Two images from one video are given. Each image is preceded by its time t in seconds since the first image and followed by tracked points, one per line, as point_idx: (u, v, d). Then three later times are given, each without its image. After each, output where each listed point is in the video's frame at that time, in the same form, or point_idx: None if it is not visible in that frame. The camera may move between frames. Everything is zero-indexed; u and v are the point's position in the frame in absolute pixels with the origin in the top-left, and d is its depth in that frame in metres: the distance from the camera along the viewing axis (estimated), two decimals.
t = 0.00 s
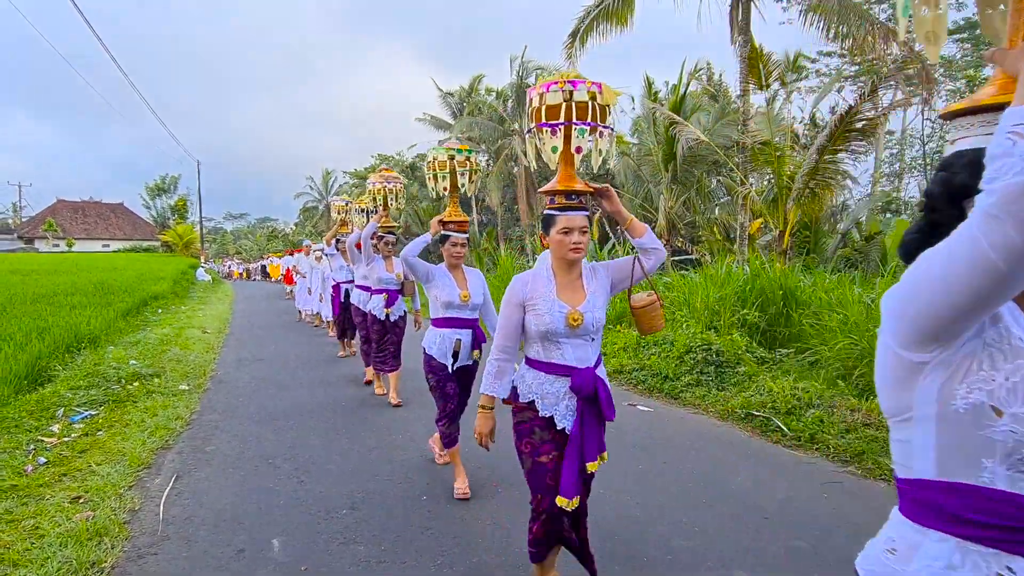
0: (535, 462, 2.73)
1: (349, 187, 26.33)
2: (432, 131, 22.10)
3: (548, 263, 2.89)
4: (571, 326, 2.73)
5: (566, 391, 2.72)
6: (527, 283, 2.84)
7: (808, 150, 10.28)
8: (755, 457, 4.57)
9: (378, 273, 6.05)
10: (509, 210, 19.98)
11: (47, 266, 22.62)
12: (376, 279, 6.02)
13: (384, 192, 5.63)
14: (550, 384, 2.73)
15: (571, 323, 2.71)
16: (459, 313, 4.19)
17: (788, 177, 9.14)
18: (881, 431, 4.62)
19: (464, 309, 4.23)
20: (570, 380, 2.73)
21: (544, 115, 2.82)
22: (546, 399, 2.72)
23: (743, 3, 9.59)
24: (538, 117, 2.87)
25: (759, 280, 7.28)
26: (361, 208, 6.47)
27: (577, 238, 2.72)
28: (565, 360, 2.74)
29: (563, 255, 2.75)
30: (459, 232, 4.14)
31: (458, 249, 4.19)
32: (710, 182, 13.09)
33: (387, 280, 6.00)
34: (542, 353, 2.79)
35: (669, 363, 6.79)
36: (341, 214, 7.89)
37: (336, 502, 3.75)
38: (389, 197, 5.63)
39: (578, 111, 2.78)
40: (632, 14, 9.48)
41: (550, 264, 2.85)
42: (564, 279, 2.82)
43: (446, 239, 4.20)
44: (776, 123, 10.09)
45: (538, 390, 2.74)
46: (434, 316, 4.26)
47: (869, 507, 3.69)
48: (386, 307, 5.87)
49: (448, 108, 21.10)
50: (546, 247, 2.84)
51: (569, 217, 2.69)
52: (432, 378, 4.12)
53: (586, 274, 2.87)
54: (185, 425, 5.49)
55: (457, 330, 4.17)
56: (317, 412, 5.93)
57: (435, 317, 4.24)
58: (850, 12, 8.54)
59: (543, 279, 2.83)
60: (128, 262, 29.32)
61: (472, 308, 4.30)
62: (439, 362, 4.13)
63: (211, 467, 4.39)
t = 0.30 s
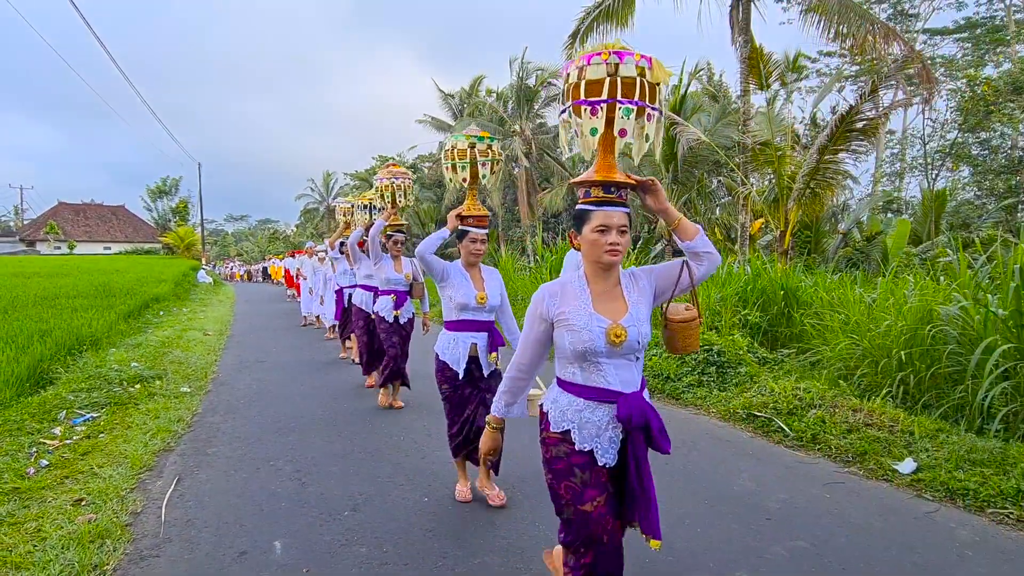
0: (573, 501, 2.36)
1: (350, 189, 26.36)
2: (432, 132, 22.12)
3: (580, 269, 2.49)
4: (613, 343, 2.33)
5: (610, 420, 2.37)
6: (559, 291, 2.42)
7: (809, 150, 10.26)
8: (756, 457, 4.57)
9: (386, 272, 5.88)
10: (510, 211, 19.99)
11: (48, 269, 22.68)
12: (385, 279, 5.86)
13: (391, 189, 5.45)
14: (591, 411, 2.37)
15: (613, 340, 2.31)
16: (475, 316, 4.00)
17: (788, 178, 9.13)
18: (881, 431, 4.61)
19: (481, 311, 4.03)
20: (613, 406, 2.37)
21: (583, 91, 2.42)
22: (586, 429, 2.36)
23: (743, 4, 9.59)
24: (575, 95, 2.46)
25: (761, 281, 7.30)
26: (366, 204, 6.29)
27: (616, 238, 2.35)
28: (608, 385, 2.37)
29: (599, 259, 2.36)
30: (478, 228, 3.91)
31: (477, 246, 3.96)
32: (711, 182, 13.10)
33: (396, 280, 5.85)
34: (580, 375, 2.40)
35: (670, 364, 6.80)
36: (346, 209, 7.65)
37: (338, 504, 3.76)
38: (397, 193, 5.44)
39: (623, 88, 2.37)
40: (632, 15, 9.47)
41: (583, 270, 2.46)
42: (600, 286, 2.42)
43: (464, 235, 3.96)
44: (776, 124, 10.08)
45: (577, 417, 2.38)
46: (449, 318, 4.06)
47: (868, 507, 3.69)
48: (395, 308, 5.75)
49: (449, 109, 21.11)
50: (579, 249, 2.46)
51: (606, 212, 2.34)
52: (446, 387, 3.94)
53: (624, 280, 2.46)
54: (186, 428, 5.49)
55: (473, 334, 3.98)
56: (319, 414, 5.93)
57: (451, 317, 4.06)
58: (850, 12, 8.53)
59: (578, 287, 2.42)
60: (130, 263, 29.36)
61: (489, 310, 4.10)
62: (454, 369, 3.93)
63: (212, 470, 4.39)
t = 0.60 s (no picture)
0: (619, 543, 1.96)
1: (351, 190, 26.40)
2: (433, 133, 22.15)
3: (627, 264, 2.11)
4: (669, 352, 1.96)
5: (663, 444, 1.96)
6: (604, 286, 2.00)
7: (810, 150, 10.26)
8: (759, 458, 4.56)
9: (392, 275, 5.75)
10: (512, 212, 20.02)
11: (50, 270, 22.82)
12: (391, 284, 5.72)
13: (398, 187, 5.49)
14: (639, 436, 1.96)
15: (670, 348, 1.94)
16: (503, 325, 3.70)
17: (789, 178, 9.14)
18: (883, 431, 4.59)
19: (508, 321, 3.73)
20: (666, 427, 1.96)
21: (647, 52, 2.08)
22: (634, 456, 1.95)
23: (743, 4, 9.60)
24: (634, 57, 2.12)
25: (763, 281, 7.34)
26: (371, 204, 6.32)
27: (676, 229, 1.96)
28: (661, 401, 1.97)
29: (652, 252, 1.97)
30: (504, 229, 3.64)
31: (503, 249, 3.67)
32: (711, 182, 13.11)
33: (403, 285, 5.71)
34: (627, 391, 2.00)
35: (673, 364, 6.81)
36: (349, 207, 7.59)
37: (339, 505, 3.76)
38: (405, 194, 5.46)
39: (696, 49, 2.06)
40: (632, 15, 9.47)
41: (630, 265, 2.06)
42: (654, 285, 2.04)
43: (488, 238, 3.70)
44: (777, 124, 10.09)
45: (622, 442, 1.97)
46: (473, 329, 3.75)
47: (871, 506, 3.69)
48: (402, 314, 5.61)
49: (450, 110, 21.13)
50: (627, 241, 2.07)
51: (665, 199, 1.96)
52: (471, 404, 3.62)
53: (678, 280, 2.12)
54: (188, 429, 5.49)
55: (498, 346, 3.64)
56: (320, 416, 5.92)
57: (475, 329, 3.75)
58: (850, 12, 8.53)
59: (627, 282, 2.02)
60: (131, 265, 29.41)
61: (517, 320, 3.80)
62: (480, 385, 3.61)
63: (213, 471, 4.40)
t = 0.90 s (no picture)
0: None
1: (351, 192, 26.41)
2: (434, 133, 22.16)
3: (718, 264, 1.83)
4: (782, 373, 1.65)
5: (777, 489, 1.66)
6: (697, 293, 1.71)
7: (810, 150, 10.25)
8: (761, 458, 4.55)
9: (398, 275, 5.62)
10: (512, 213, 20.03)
11: (51, 272, 22.91)
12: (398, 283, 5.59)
13: (406, 181, 5.31)
14: (751, 480, 1.66)
15: (784, 368, 1.64)
16: (529, 328, 3.43)
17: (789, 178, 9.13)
18: (885, 432, 4.59)
19: (535, 322, 3.46)
20: (782, 469, 1.66)
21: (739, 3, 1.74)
22: (743, 504, 1.66)
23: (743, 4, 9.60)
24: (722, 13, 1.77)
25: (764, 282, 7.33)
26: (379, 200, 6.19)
27: (781, 220, 1.68)
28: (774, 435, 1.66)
29: (756, 249, 1.69)
30: (530, 222, 3.40)
31: (529, 243, 3.42)
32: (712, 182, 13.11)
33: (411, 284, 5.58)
34: (730, 421, 1.69)
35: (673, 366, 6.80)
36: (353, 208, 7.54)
37: (340, 506, 3.76)
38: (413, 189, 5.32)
39: None
40: (632, 16, 9.46)
41: (727, 266, 1.78)
42: (756, 288, 1.76)
43: (513, 231, 3.45)
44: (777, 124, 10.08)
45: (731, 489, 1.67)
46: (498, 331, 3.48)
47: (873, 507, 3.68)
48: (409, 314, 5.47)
49: (450, 110, 21.13)
50: (720, 237, 1.79)
51: (767, 183, 1.68)
52: (494, 411, 3.32)
53: (783, 283, 1.82)
54: (188, 430, 5.49)
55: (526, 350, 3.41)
56: (321, 417, 5.92)
57: (499, 331, 3.48)
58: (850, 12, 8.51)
59: (725, 289, 1.72)
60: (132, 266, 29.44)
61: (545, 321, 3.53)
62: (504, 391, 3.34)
63: (214, 472, 4.39)
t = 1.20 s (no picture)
0: None
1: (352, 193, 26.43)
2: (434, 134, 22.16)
3: (843, 270, 1.52)
4: (937, 419, 1.32)
5: (922, 568, 1.34)
6: (813, 318, 1.42)
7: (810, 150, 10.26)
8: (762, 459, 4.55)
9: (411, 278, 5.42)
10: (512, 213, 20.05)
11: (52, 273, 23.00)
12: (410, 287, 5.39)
13: (417, 178, 5.01)
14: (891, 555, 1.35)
15: (936, 413, 1.31)
16: (559, 339, 3.13)
17: (790, 178, 9.12)
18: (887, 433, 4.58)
19: (568, 332, 3.16)
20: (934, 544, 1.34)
21: None
22: None
23: (743, 5, 9.61)
24: None
25: (765, 282, 7.34)
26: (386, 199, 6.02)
27: (935, 213, 1.35)
28: (919, 500, 1.34)
29: (903, 251, 1.37)
30: (557, 221, 3.16)
31: (557, 245, 3.17)
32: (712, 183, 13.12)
33: (423, 288, 5.36)
34: (864, 480, 1.38)
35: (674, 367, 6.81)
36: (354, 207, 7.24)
37: (341, 507, 3.75)
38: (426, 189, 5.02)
39: None
40: (632, 17, 9.46)
41: (856, 275, 1.47)
42: (893, 302, 1.44)
43: (539, 232, 3.20)
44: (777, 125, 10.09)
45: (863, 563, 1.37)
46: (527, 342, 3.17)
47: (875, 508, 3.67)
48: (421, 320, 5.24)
49: (450, 111, 21.13)
50: (848, 237, 1.48)
51: (911, 164, 1.37)
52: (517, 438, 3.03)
53: (929, 295, 1.51)
54: (189, 431, 5.49)
55: (558, 363, 3.12)
56: (322, 418, 5.92)
57: (526, 344, 3.20)
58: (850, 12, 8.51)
59: (850, 309, 1.42)
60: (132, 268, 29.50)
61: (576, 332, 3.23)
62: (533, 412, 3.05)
63: (215, 473, 4.39)
